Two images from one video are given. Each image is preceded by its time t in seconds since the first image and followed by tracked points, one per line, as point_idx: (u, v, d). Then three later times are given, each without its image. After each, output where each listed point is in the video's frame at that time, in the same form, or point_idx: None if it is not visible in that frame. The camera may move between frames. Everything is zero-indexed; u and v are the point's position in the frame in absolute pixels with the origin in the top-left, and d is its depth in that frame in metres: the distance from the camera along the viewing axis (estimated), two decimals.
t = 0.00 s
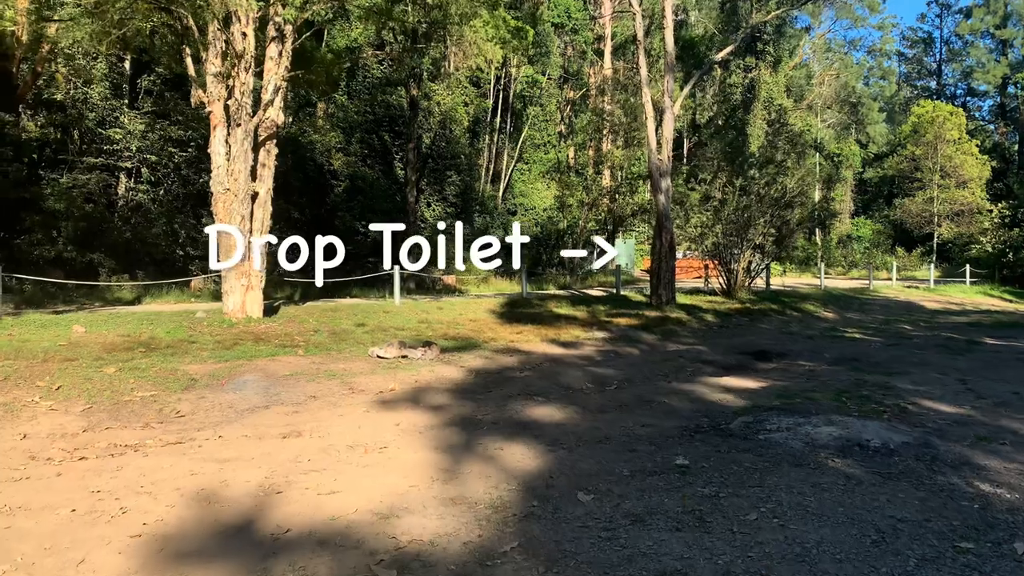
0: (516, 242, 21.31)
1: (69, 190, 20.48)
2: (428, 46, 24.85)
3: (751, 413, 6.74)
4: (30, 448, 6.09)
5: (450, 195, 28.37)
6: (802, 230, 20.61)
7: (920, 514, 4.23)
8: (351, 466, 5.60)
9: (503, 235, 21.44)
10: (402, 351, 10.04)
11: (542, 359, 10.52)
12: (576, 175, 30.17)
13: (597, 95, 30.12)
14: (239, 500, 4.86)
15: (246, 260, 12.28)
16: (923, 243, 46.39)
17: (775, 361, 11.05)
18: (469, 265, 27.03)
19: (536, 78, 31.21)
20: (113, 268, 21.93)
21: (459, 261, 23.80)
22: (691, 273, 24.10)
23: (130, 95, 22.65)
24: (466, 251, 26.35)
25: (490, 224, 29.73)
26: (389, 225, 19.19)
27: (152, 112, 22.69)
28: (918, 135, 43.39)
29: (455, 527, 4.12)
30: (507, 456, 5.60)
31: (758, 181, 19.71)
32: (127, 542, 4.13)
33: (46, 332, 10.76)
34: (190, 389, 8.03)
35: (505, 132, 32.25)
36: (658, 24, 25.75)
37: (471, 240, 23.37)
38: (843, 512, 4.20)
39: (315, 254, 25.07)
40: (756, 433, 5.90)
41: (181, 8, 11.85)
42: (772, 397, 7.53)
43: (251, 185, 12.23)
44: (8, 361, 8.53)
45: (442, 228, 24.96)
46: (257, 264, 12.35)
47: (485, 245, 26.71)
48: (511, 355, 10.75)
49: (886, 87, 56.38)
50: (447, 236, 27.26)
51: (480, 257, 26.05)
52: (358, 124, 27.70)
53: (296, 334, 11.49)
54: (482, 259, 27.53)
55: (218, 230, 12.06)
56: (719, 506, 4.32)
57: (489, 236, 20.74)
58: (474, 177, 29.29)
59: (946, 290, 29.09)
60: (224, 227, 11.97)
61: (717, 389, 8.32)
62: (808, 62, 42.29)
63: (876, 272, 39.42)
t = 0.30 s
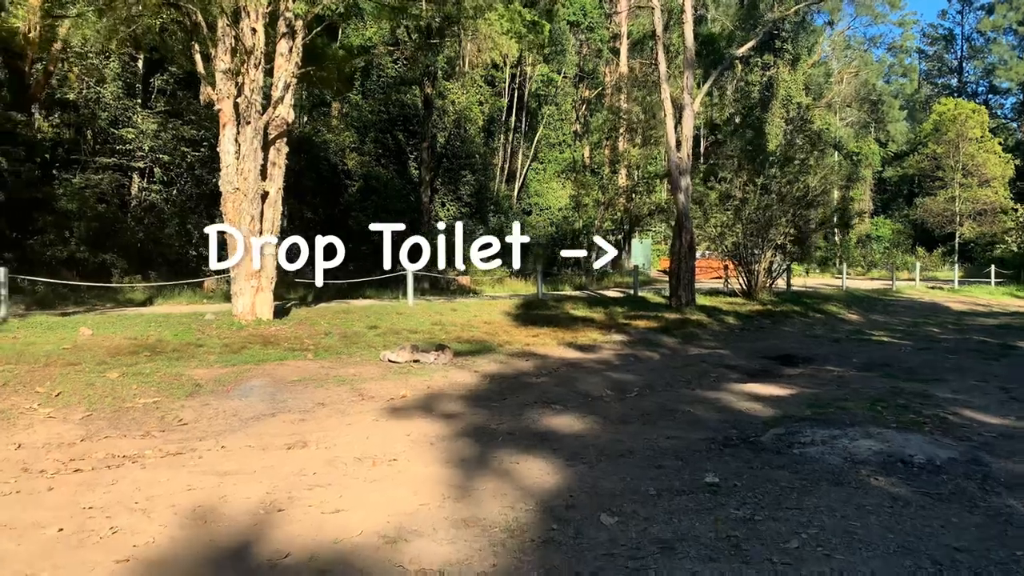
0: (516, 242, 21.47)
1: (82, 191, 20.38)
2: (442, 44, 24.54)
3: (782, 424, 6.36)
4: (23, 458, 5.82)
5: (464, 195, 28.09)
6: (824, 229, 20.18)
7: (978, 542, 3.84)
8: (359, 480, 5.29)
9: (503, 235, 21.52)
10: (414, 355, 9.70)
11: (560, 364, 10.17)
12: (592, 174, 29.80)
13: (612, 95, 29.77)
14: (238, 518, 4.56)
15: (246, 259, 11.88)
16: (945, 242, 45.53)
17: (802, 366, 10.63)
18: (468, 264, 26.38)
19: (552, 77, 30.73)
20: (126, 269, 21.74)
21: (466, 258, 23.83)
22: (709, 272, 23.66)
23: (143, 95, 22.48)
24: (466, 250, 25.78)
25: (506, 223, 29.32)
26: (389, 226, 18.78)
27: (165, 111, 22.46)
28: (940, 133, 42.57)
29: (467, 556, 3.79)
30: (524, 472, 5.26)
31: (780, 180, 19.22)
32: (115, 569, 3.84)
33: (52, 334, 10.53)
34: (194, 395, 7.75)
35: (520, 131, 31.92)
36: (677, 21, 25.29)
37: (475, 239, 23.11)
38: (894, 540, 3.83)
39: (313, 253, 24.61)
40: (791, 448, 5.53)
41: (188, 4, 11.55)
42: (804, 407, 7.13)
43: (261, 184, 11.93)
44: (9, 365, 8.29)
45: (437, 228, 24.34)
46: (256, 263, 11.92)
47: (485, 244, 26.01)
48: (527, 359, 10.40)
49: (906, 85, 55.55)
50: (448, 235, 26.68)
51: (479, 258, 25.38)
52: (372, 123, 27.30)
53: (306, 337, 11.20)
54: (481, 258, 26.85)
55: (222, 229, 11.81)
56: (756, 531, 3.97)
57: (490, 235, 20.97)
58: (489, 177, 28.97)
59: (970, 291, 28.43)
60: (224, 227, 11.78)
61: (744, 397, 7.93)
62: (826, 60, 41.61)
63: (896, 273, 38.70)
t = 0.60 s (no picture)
0: (516, 240, 22.15)
1: (93, 192, 20.20)
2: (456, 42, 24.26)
3: (812, 437, 5.97)
4: (9, 471, 5.53)
5: (478, 195, 27.77)
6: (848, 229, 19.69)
7: None
8: (361, 497, 4.98)
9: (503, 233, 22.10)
10: (425, 359, 9.40)
11: (575, 369, 9.83)
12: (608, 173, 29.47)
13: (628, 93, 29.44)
14: (228, 540, 4.25)
15: (247, 260, 11.58)
16: (966, 242, 44.63)
17: (827, 372, 10.21)
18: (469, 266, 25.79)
19: (566, 75, 29.94)
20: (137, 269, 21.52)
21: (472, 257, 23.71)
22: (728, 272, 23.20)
23: (154, 94, 22.33)
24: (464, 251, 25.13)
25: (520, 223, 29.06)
26: (390, 226, 18.48)
27: (177, 111, 22.27)
28: (961, 131, 41.73)
29: None
30: (537, 489, 4.90)
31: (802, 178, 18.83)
32: None
33: (54, 338, 10.26)
34: (195, 403, 7.45)
35: (536, 131, 31.71)
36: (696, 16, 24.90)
37: (478, 239, 22.96)
38: (946, 574, 3.45)
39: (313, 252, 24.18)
40: (824, 464, 5.14)
41: None
42: (834, 417, 6.73)
43: (268, 183, 11.63)
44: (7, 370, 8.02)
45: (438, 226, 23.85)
46: (256, 263, 11.55)
47: (485, 244, 25.49)
48: (541, 364, 10.04)
49: (927, 83, 54.84)
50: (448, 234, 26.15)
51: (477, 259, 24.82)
52: (386, 122, 27.12)
53: (314, 340, 10.89)
54: (481, 260, 26.29)
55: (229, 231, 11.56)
56: (790, 562, 3.61)
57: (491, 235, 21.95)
58: (503, 176, 28.67)
59: (995, 293, 27.76)
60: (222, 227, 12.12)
61: (769, 406, 7.56)
62: (845, 57, 41.02)
63: (916, 274, 38.03)
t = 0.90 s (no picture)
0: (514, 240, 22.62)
1: (107, 193, 20.09)
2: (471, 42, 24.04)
3: (846, 455, 5.63)
4: None
5: (493, 196, 27.48)
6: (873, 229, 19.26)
7: None
8: (364, 519, 4.69)
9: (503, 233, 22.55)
10: (437, 365, 9.13)
11: (592, 376, 9.51)
12: (624, 172, 29.05)
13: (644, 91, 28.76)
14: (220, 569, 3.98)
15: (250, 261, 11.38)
16: (990, 242, 43.78)
17: (855, 380, 9.82)
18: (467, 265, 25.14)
19: (583, 75, 30.03)
20: (151, 271, 21.35)
21: (476, 259, 24.24)
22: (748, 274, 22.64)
23: (167, 95, 22.19)
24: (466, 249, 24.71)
25: (535, 223, 28.84)
26: (389, 226, 18.24)
27: (190, 112, 22.11)
28: (985, 129, 40.92)
29: None
30: (552, 514, 4.60)
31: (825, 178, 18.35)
32: None
33: (60, 343, 10.06)
34: (197, 412, 7.20)
35: (551, 131, 31.40)
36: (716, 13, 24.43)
37: (477, 239, 22.64)
38: None
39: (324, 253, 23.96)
40: (861, 487, 4.80)
41: None
42: (867, 432, 6.37)
43: (278, 184, 11.38)
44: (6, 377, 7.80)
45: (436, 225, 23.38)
46: (256, 264, 11.28)
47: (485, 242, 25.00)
48: (557, 371, 9.71)
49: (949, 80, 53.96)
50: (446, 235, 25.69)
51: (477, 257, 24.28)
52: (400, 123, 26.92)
53: (324, 346, 10.63)
54: (482, 259, 25.86)
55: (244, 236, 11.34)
56: None
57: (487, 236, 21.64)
58: (518, 176, 28.35)
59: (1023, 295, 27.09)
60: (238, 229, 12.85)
61: (796, 418, 7.22)
62: (865, 55, 40.37)
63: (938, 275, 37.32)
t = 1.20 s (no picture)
0: (515, 241, 22.52)
1: (119, 193, 19.95)
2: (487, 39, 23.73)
3: (886, 472, 5.24)
4: None
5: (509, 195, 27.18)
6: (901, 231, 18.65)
7: None
8: (366, 539, 4.38)
9: (503, 233, 22.47)
10: (449, 370, 8.79)
11: (610, 381, 9.14)
12: (641, 172, 28.62)
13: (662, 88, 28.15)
14: None
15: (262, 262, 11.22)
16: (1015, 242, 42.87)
17: (886, 387, 9.39)
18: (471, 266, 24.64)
19: (599, 73, 29.70)
20: (164, 272, 21.15)
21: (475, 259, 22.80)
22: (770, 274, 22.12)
23: (181, 95, 22.07)
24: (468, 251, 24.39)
25: (551, 223, 28.59)
26: (388, 225, 18.07)
27: (204, 112, 21.98)
28: (1011, 127, 40.08)
29: None
30: (570, 536, 4.26)
31: (849, 177, 17.87)
32: None
33: (64, 347, 9.82)
34: (199, 421, 6.91)
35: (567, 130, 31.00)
36: (739, 7, 23.96)
37: (476, 240, 21.72)
38: None
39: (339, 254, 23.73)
40: (906, 509, 4.43)
41: None
42: (906, 445, 5.97)
43: (288, 183, 11.10)
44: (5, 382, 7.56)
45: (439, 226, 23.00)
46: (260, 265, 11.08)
47: (485, 243, 24.62)
48: (574, 376, 9.36)
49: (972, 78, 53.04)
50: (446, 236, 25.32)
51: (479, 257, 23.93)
52: (415, 122, 26.67)
53: (332, 349, 10.31)
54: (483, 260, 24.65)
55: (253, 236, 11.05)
56: None
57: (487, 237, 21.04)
58: (534, 176, 27.97)
59: None
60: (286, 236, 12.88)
61: (829, 429, 6.81)
62: (887, 52, 39.68)
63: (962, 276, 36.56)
